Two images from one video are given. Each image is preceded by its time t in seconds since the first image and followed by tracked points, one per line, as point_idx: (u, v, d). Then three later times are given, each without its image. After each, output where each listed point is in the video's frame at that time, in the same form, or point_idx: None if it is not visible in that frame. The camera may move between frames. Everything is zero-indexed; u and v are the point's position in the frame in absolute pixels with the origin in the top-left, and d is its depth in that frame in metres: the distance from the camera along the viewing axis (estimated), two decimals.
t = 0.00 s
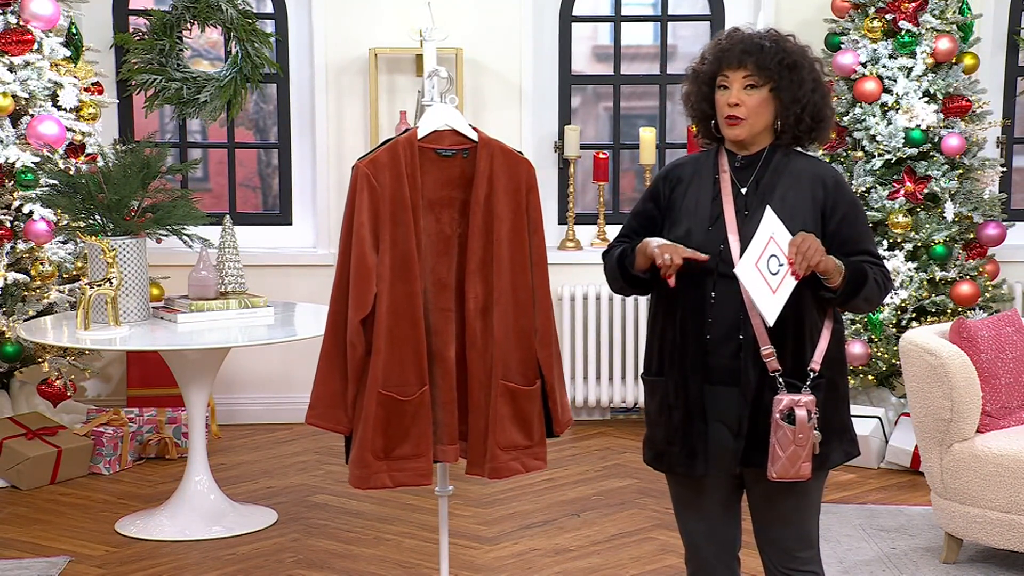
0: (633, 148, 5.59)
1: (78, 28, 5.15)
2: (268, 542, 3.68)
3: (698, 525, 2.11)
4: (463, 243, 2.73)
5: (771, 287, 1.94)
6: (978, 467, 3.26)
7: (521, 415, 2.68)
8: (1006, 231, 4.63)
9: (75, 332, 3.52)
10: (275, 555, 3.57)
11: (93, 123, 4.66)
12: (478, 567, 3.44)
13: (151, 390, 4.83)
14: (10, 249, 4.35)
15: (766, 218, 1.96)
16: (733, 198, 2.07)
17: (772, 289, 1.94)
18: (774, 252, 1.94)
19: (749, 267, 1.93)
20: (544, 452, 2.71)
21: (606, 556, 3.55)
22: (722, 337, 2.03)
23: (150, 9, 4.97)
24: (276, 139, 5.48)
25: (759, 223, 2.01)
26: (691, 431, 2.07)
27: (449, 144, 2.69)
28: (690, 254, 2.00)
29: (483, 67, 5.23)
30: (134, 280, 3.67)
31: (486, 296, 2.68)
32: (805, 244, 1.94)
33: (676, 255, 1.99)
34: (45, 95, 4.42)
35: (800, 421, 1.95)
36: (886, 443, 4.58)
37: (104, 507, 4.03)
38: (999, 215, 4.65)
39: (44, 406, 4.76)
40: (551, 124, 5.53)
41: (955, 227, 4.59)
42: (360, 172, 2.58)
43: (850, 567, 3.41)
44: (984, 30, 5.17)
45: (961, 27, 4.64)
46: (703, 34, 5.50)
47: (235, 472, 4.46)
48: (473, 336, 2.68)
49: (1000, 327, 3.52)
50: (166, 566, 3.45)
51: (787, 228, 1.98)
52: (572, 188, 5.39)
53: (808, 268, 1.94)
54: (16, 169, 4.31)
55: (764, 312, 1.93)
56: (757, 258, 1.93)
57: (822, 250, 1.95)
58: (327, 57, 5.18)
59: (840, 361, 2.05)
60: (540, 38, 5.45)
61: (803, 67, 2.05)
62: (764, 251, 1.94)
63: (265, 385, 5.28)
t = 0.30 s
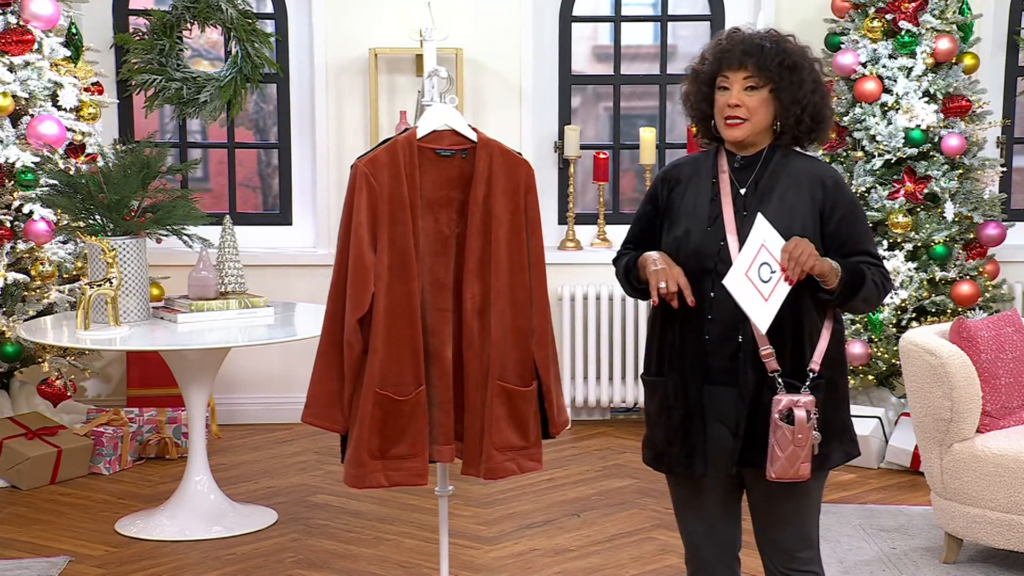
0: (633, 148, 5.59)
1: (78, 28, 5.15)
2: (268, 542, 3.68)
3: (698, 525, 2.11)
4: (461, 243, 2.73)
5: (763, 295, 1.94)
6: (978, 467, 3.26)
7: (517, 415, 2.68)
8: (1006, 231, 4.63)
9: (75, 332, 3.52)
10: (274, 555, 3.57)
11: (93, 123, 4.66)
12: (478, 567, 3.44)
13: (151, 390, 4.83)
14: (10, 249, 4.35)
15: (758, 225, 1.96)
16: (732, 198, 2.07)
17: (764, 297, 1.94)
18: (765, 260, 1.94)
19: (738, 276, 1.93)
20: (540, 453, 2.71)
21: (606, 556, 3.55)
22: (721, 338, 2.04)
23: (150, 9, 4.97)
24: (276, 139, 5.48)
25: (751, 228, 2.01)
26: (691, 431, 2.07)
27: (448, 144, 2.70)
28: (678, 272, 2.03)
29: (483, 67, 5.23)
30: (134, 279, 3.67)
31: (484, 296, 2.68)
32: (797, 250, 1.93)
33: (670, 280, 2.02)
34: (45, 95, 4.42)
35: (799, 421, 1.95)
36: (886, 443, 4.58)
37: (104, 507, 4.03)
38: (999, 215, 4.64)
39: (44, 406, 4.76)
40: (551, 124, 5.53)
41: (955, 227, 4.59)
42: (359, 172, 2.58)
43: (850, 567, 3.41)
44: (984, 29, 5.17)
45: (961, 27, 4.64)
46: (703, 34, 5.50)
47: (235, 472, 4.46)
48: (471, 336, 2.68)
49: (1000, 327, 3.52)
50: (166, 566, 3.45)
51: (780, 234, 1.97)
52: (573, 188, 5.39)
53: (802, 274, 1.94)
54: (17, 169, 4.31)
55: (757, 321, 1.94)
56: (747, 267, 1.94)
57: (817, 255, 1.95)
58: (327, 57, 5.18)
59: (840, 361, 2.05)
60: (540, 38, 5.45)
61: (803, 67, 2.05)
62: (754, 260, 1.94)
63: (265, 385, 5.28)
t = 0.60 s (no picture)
0: (633, 148, 5.59)
1: (78, 28, 5.15)
2: (268, 542, 3.68)
3: (698, 525, 2.11)
4: (459, 243, 2.72)
5: (760, 297, 1.94)
6: (978, 467, 3.26)
7: (512, 417, 2.68)
8: (1006, 231, 4.63)
9: (75, 332, 3.52)
10: (274, 555, 3.57)
11: (93, 123, 4.66)
12: (478, 567, 3.44)
13: (151, 390, 4.83)
14: (10, 249, 4.35)
15: (754, 227, 1.96)
16: (732, 198, 2.07)
17: (762, 299, 1.94)
18: (762, 262, 1.94)
19: (735, 280, 1.94)
20: (535, 454, 2.71)
21: (606, 556, 3.55)
22: (720, 338, 2.04)
23: (150, 9, 4.96)
24: (276, 139, 5.48)
25: (749, 227, 2.01)
26: (690, 431, 2.07)
27: (448, 145, 2.70)
28: (678, 273, 2.02)
29: (484, 67, 5.23)
30: (134, 280, 3.67)
31: (481, 297, 2.68)
32: (794, 251, 1.94)
33: (670, 282, 2.01)
34: (45, 95, 4.41)
35: (799, 421, 1.95)
36: (887, 443, 4.57)
37: (104, 507, 4.03)
38: (999, 215, 4.64)
39: (44, 406, 4.75)
40: (551, 124, 5.53)
41: (955, 227, 4.59)
42: (358, 171, 2.58)
43: (851, 567, 3.41)
44: (984, 29, 5.17)
45: (961, 27, 4.64)
46: (703, 34, 5.50)
47: (235, 472, 4.46)
48: (467, 336, 2.68)
49: (1000, 327, 3.52)
50: (166, 566, 3.45)
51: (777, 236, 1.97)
52: (573, 188, 5.39)
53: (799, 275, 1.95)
54: (17, 169, 4.30)
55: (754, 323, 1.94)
56: (744, 270, 1.94)
57: (814, 255, 1.95)
58: (327, 57, 5.18)
59: (840, 361, 2.05)
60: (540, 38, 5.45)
61: (802, 67, 2.05)
62: (750, 262, 1.94)
63: (265, 385, 5.28)
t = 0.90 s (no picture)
0: (633, 148, 5.59)
1: (78, 28, 5.15)
2: (268, 542, 3.68)
3: (698, 525, 2.11)
4: (459, 243, 2.72)
5: (761, 296, 1.94)
6: (978, 467, 3.26)
7: (512, 417, 2.68)
8: (1006, 231, 4.63)
9: (75, 332, 3.52)
10: (274, 555, 3.57)
11: (94, 123, 4.66)
12: (478, 567, 3.44)
13: (151, 390, 4.83)
14: (10, 249, 4.35)
15: (754, 227, 1.96)
16: (732, 197, 2.07)
17: (763, 298, 1.94)
18: (763, 262, 1.94)
19: (735, 279, 1.94)
20: (535, 454, 2.71)
21: (606, 556, 3.55)
22: (722, 337, 2.04)
23: (150, 9, 4.96)
24: (276, 139, 5.48)
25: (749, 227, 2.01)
26: (692, 430, 2.07)
27: (448, 144, 2.70)
28: (680, 272, 2.02)
29: (484, 67, 5.23)
30: (134, 279, 3.67)
31: (481, 297, 2.68)
32: (795, 251, 1.94)
33: (672, 282, 2.01)
34: (45, 95, 4.41)
35: (799, 420, 1.95)
36: (886, 443, 4.58)
37: (104, 507, 4.03)
38: (999, 215, 4.65)
39: (44, 406, 4.75)
40: (551, 124, 5.53)
41: (954, 227, 4.59)
42: (358, 171, 2.58)
43: (851, 567, 3.41)
44: (984, 29, 5.17)
45: (961, 27, 4.64)
46: (703, 34, 5.51)
47: (234, 472, 4.46)
48: (467, 336, 2.68)
49: (1000, 327, 3.52)
50: (166, 566, 3.45)
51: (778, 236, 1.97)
52: (573, 188, 5.39)
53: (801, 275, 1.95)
54: (17, 169, 4.30)
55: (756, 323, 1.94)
56: (744, 270, 1.94)
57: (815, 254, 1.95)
58: (327, 57, 5.18)
59: (840, 360, 2.05)
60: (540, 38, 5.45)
61: (803, 64, 2.05)
62: (751, 261, 1.94)
63: (265, 385, 5.28)
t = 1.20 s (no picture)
0: (633, 148, 5.59)
1: (78, 28, 5.15)
2: (268, 542, 3.68)
3: (697, 525, 2.11)
4: (461, 243, 2.72)
5: (755, 319, 1.95)
6: (978, 467, 3.26)
7: (517, 416, 2.68)
8: (1006, 231, 4.63)
9: (75, 332, 3.52)
10: (274, 555, 3.57)
11: (94, 123, 4.66)
12: (478, 567, 3.44)
13: (151, 390, 4.83)
14: (10, 249, 4.35)
15: (736, 252, 1.98)
16: (741, 195, 2.07)
17: (757, 321, 1.95)
18: (750, 285, 1.96)
19: (722, 308, 1.97)
20: (539, 453, 2.71)
21: (606, 556, 3.55)
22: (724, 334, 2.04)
23: (150, 9, 4.97)
24: (276, 139, 5.48)
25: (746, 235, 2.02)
26: (693, 424, 2.06)
27: (448, 144, 2.70)
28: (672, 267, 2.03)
29: (484, 67, 5.23)
30: (134, 279, 3.67)
31: (484, 297, 2.68)
32: (783, 268, 1.94)
33: (663, 275, 2.02)
34: (45, 95, 4.41)
35: (792, 420, 1.95)
36: (887, 443, 4.58)
37: (104, 507, 4.03)
38: (999, 215, 4.64)
39: (44, 406, 4.75)
40: (551, 124, 5.53)
41: (954, 227, 4.59)
42: (359, 172, 2.58)
43: (850, 567, 3.41)
44: (983, 29, 5.17)
45: (961, 27, 4.64)
46: (703, 34, 5.51)
47: (234, 472, 4.46)
48: (470, 336, 2.68)
49: (1000, 327, 3.52)
50: (166, 566, 3.45)
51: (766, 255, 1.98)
52: (573, 188, 5.39)
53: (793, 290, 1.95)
54: (17, 169, 4.30)
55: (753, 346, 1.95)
56: (730, 298, 1.97)
57: (807, 265, 1.95)
58: (327, 58, 5.18)
59: (837, 363, 2.05)
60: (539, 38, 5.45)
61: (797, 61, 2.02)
62: (736, 287, 1.97)
63: (265, 385, 5.28)
